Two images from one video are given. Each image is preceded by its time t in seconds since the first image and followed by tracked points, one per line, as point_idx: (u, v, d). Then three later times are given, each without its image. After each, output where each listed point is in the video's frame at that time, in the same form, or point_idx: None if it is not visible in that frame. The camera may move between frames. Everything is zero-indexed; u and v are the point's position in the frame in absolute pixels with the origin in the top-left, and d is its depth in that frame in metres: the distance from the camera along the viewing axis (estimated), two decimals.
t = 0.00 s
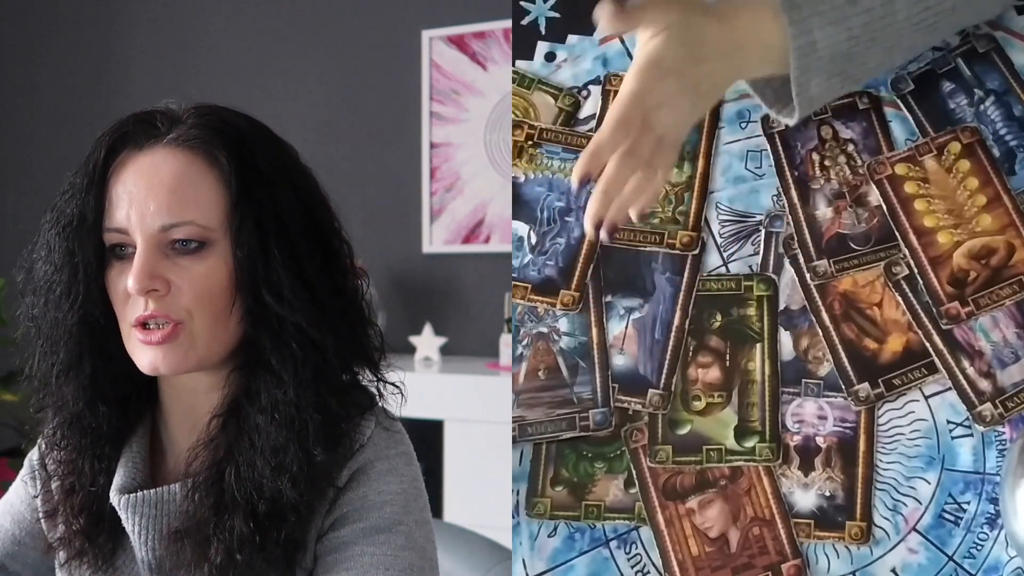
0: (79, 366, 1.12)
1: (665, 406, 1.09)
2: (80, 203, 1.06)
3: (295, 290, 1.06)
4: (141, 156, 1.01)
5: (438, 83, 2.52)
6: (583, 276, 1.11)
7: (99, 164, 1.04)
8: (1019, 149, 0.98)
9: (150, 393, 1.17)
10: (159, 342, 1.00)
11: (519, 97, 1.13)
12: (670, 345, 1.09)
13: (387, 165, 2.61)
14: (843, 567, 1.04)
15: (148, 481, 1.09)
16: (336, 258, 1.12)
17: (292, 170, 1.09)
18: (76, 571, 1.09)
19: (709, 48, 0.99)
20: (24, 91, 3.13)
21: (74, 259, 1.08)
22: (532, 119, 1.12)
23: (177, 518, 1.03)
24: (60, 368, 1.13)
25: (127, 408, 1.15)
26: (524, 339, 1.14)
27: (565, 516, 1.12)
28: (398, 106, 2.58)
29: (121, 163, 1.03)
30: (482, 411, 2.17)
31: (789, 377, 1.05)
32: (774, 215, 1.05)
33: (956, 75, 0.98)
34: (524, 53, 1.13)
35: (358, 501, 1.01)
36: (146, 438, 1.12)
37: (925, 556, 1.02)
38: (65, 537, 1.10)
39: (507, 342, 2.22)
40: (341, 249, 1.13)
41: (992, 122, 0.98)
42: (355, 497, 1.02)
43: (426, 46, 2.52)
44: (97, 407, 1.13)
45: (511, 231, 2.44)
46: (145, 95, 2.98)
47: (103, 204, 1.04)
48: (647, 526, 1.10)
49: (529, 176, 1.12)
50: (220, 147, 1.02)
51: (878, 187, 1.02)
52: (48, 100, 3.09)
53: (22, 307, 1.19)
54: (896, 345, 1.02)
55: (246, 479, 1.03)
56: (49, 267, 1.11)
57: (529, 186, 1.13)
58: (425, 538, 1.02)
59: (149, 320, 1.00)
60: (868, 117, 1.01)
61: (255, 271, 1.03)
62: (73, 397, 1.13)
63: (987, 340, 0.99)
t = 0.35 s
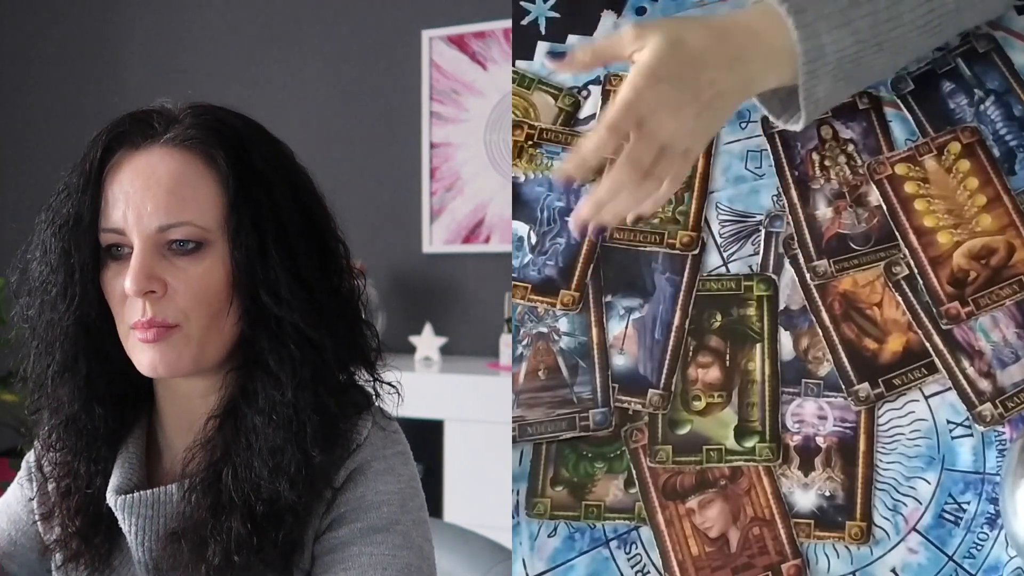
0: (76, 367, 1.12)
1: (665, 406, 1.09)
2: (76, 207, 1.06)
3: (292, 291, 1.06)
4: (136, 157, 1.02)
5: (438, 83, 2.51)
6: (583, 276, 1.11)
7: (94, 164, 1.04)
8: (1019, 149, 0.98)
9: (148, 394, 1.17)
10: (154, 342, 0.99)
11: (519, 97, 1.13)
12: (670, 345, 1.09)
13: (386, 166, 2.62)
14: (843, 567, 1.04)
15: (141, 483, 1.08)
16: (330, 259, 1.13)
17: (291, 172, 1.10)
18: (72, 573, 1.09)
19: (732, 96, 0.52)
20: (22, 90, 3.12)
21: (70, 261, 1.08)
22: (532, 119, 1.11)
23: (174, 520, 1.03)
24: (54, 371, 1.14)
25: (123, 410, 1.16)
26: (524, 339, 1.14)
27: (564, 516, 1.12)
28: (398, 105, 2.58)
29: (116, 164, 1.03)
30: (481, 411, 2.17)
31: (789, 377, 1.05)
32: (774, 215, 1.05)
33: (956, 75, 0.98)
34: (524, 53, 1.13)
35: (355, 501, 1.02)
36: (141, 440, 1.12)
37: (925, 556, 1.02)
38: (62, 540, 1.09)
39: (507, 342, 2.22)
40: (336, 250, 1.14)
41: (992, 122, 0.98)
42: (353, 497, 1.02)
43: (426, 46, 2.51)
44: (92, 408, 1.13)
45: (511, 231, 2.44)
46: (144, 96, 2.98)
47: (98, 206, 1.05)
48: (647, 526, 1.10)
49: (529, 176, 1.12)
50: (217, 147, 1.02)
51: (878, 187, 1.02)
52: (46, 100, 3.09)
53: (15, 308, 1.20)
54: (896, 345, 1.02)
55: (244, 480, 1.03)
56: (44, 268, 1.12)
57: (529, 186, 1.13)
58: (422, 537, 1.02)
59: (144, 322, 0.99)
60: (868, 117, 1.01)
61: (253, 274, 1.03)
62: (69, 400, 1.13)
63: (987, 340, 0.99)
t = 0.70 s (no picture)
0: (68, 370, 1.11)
1: (665, 406, 1.09)
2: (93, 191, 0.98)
3: (330, 287, 1.06)
4: (185, 147, 0.98)
5: (438, 83, 2.50)
6: (583, 276, 1.11)
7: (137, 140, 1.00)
8: (1019, 150, 0.98)
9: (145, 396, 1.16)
10: (190, 327, 0.95)
11: (518, 97, 1.13)
12: (670, 345, 1.09)
13: (385, 166, 2.60)
14: (843, 567, 1.04)
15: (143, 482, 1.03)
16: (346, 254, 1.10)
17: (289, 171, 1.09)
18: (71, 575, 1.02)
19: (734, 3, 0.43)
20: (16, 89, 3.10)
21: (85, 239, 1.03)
22: (532, 119, 1.12)
23: (179, 513, 0.96)
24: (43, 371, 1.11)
25: (129, 413, 1.08)
26: (524, 340, 1.14)
27: (564, 516, 1.12)
28: (397, 105, 2.57)
29: (158, 152, 0.99)
30: (482, 411, 2.17)
31: (789, 377, 1.05)
32: (774, 215, 1.05)
33: (956, 75, 0.99)
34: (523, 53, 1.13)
35: (353, 501, 0.95)
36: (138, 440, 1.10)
37: (925, 556, 1.02)
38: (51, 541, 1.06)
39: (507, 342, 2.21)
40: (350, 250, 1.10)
41: (992, 122, 0.99)
42: (353, 498, 0.96)
43: (426, 46, 2.50)
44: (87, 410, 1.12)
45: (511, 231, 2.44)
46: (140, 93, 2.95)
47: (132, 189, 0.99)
48: (647, 526, 1.10)
49: (529, 176, 1.12)
50: (264, 145, 1.00)
51: (878, 187, 1.02)
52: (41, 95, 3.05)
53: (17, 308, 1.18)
54: (896, 345, 1.02)
55: (252, 470, 0.97)
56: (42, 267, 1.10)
57: (528, 186, 1.13)
58: (420, 538, 0.96)
59: (181, 306, 0.95)
60: (868, 117, 1.01)
61: (293, 271, 1.03)
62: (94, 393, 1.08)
63: (987, 340, 1.00)
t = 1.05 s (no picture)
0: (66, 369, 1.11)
1: (665, 406, 1.09)
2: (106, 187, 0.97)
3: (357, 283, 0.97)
4: (222, 144, 0.89)
5: (438, 84, 2.50)
6: (583, 276, 1.11)
7: (175, 132, 0.90)
8: (1019, 150, 0.98)
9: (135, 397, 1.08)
10: (226, 328, 0.86)
11: (518, 96, 1.13)
12: (670, 345, 1.09)
13: (384, 166, 2.60)
14: (843, 567, 1.04)
15: (154, 484, 0.95)
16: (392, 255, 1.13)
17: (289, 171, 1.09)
18: None
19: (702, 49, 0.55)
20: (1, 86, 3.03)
21: (122, 236, 0.92)
22: (531, 119, 1.12)
23: (196, 507, 0.89)
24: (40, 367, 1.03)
25: (122, 425, 0.97)
26: (524, 340, 1.14)
27: (564, 516, 1.12)
28: (397, 105, 2.57)
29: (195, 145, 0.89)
30: (483, 411, 2.17)
31: (789, 377, 1.05)
32: (774, 215, 1.05)
33: (956, 75, 0.99)
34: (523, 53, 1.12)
35: (363, 504, 0.87)
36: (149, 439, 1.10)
37: (925, 556, 1.02)
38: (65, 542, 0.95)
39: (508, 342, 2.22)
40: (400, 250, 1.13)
41: (992, 122, 0.99)
42: (362, 501, 0.88)
43: (426, 46, 2.50)
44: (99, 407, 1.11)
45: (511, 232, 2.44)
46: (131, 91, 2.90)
47: (171, 183, 0.89)
48: (647, 526, 1.09)
49: (529, 176, 1.12)
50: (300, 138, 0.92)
51: (878, 187, 1.02)
52: (30, 91, 3.00)
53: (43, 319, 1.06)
54: (896, 345, 1.02)
55: (271, 465, 0.88)
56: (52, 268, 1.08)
57: (528, 186, 1.13)
58: (431, 544, 0.88)
59: (222, 307, 0.86)
60: (868, 117, 1.01)
61: (325, 269, 0.94)
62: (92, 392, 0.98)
63: (987, 340, 1.00)
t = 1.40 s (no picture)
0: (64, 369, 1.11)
1: (665, 406, 1.09)
2: (109, 182, 0.94)
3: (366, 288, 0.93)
4: (229, 157, 0.85)
5: (438, 83, 2.50)
6: (583, 276, 1.11)
7: (180, 131, 0.87)
8: (1019, 150, 0.98)
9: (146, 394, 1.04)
10: (234, 347, 0.85)
11: (518, 97, 1.13)
12: (670, 345, 1.09)
13: (384, 166, 2.60)
14: (843, 567, 1.04)
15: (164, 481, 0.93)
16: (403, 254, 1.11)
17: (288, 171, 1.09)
18: None
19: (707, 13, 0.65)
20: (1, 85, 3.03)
21: (129, 234, 0.89)
22: (532, 119, 1.12)
23: (204, 507, 0.86)
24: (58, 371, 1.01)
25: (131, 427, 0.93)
26: (524, 340, 1.14)
27: (564, 516, 1.12)
28: (397, 106, 2.56)
29: (199, 160, 0.86)
30: (483, 411, 2.17)
31: (789, 377, 1.05)
32: (774, 215, 1.05)
33: (956, 75, 0.99)
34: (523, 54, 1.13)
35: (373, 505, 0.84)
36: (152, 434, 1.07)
37: (925, 556, 1.02)
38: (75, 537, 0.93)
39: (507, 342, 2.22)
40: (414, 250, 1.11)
41: (992, 122, 0.99)
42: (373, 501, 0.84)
43: (426, 46, 2.49)
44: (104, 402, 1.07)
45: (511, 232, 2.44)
46: (130, 91, 2.90)
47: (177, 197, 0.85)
48: (647, 526, 1.09)
49: (529, 176, 1.12)
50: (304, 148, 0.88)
51: (878, 187, 1.02)
52: (29, 90, 3.00)
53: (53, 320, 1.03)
54: (896, 345, 1.02)
55: (282, 466, 0.86)
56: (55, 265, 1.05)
57: (528, 186, 1.13)
58: (438, 547, 0.85)
59: (227, 322, 0.85)
60: (868, 117, 1.02)
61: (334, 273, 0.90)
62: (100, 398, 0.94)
63: (987, 340, 1.00)
